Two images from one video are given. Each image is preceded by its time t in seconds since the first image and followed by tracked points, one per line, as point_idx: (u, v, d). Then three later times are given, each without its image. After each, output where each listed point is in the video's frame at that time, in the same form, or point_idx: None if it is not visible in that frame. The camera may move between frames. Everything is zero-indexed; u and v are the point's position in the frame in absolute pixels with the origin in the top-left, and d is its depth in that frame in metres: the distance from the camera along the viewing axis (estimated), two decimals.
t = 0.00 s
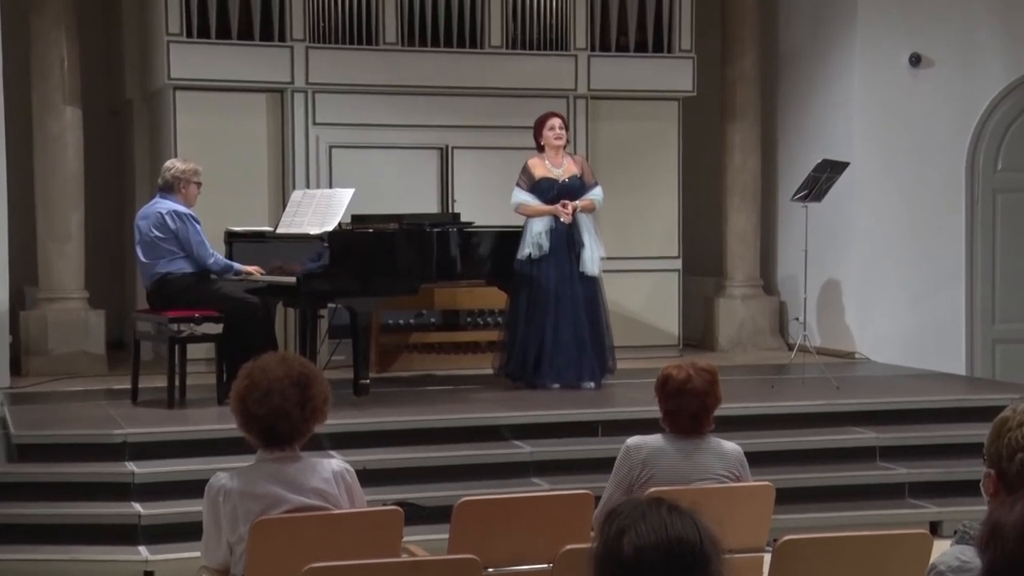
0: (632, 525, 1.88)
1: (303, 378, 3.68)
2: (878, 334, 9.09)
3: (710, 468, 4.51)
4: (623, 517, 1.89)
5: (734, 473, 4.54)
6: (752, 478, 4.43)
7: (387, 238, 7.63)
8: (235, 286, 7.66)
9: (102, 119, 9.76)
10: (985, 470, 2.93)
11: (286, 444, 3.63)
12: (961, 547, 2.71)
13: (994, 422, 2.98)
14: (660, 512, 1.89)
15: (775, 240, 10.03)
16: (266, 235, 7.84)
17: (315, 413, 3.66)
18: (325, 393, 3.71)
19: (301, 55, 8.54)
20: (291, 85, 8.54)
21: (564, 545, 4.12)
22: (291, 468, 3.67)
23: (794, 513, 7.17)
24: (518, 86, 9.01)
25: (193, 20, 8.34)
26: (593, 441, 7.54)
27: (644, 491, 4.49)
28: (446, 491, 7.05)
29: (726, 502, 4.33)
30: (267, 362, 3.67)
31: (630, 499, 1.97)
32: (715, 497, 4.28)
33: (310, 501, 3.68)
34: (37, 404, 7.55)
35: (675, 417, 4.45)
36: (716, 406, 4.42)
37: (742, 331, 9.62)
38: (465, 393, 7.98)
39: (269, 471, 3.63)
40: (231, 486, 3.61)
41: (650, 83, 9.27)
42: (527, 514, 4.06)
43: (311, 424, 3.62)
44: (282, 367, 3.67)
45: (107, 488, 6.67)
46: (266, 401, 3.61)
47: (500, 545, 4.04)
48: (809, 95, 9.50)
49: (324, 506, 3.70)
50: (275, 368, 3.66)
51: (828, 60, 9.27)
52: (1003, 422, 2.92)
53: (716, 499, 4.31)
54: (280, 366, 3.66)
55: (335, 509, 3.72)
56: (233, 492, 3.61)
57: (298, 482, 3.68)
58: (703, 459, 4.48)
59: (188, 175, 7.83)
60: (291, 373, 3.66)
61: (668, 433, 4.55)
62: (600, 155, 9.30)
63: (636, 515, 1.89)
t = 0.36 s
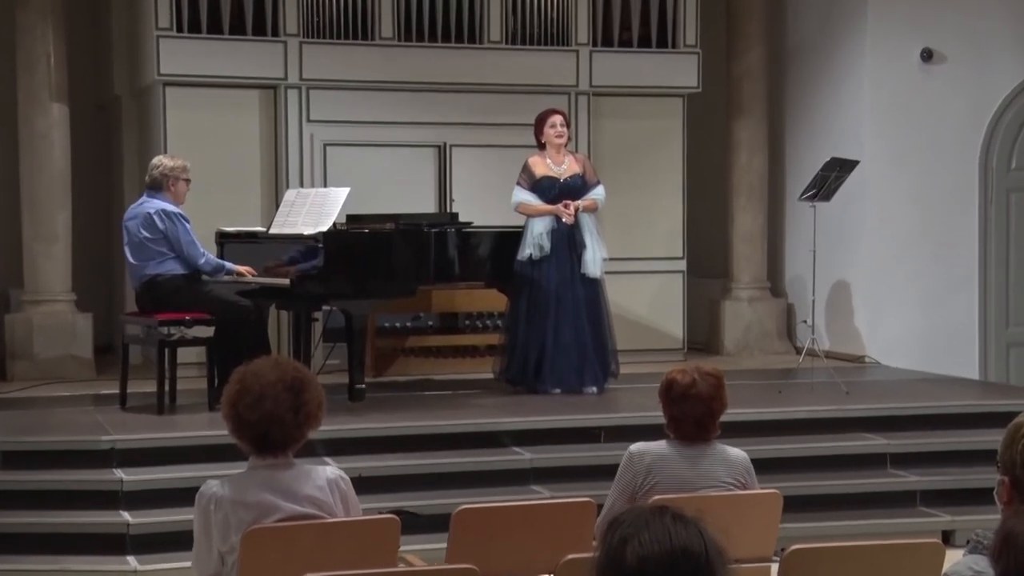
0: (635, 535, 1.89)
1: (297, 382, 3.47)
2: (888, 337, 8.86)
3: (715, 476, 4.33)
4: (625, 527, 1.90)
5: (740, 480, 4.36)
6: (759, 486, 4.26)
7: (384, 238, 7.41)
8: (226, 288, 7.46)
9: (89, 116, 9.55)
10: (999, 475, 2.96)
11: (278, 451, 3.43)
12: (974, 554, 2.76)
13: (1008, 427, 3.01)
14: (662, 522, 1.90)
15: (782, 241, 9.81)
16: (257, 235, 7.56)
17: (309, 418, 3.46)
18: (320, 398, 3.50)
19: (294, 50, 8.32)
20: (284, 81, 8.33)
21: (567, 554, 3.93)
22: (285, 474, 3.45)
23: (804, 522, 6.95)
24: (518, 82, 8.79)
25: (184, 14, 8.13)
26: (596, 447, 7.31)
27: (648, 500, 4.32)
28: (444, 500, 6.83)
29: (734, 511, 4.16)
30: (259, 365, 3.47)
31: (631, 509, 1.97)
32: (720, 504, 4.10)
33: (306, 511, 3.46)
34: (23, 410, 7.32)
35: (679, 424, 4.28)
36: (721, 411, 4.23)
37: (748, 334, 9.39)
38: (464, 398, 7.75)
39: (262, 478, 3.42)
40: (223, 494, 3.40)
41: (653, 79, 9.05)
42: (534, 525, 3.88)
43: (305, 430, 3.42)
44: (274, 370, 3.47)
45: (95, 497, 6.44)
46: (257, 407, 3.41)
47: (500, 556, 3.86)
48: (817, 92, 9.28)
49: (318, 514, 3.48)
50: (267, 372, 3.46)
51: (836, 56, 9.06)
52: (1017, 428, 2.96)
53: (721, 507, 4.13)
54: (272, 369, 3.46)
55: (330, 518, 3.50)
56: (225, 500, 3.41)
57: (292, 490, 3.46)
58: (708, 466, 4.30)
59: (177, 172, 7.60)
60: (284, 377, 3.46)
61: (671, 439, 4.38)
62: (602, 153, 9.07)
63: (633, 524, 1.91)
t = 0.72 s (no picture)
0: (639, 545, 1.75)
1: (291, 388, 3.25)
2: (899, 343, 8.64)
3: (722, 486, 4.18)
4: (629, 537, 1.76)
5: (747, 491, 4.20)
6: (765, 498, 4.08)
7: (380, 241, 7.22)
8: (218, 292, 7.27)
9: (76, 115, 9.35)
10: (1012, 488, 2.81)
11: (270, 461, 3.21)
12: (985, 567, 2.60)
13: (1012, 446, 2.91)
14: (670, 531, 1.76)
15: (790, 244, 9.59)
16: (250, 237, 7.45)
17: (303, 426, 3.25)
18: (314, 406, 3.29)
19: (288, 47, 8.12)
20: (277, 79, 8.12)
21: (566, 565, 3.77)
22: (278, 484, 3.23)
23: (814, 533, 6.72)
24: (518, 81, 8.58)
25: (174, 11, 7.92)
26: (598, 456, 7.09)
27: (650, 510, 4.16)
28: (441, 510, 6.61)
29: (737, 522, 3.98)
30: (251, 371, 3.24)
31: (635, 518, 1.84)
32: (725, 514, 3.92)
33: (300, 521, 3.25)
34: (7, 418, 7.11)
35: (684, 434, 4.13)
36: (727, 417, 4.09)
37: (754, 339, 9.18)
38: (463, 405, 7.54)
39: (255, 488, 3.20)
40: (215, 504, 3.17)
41: (657, 78, 8.84)
42: (539, 534, 3.73)
43: (299, 439, 3.21)
44: (267, 376, 3.25)
45: (81, 508, 6.22)
46: (249, 414, 3.19)
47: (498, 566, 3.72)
48: (825, 91, 9.07)
49: (313, 525, 3.28)
50: (260, 378, 3.23)
51: (845, 53, 8.84)
52: None
53: (726, 515, 3.95)
54: (266, 375, 3.23)
55: (325, 529, 3.30)
56: (215, 510, 3.19)
57: (285, 500, 3.24)
58: (713, 475, 4.15)
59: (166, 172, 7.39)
60: (278, 383, 3.23)
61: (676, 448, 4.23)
62: (605, 153, 8.85)
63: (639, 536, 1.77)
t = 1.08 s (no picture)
0: (642, 555, 1.83)
1: (284, 395, 3.14)
2: (909, 348, 8.44)
3: (730, 494, 4.03)
4: (632, 547, 1.83)
5: (755, 501, 4.05)
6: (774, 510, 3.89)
7: (376, 242, 7.00)
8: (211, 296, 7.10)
9: (64, 114, 9.18)
10: None
11: (264, 469, 3.10)
12: None
13: None
14: (673, 542, 1.83)
15: (798, 246, 9.38)
16: (243, 240, 7.18)
17: (297, 434, 3.14)
18: (308, 413, 3.18)
19: (281, 44, 7.92)
20: (270, 77, 7.92)
21: None
22: (272, 493, 3.12)
23: (824, 544, 6.51)
24: (518, 78, 8.38)
25: (164, 7, 7.72)
26: (601, 465, 6.89)
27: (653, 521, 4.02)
28: (439, 520, 6.40)
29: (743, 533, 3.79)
30: (244, 377, 3.14)
31: (640, 528, 1.90)
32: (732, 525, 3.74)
33: (293, 531, 3.11)
34: None
35: (688, 443, 3.99)
36: (735, 424, 3.96)
37: (760, 344, 8.98)
38: (461, 412, 7.33)
39: (248, 497, 3.08)
40: (205, 513, 3.06)
41: (660, 75, 8.63)
42: (539, 546, 3.55)
43: (293, 448, 3.09)
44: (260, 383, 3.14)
45: (67, 518, 6.01)
46: (243, 422, 3.09)
47: None
48: (833, 90, 8.87)
49: (308, 536, 3.14)
50: (253, 385, 3.13)
51: (854, 51, 8.64)
52: None
53: (733, 527, 3.77)
54: (259, 383, 3.13)
55: (321, 540, 3.17)
56: (207, 520, 3.07)
57: (279, 509, 3.11)
58: (717, 484, 4.02)
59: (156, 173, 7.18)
60: (273, 390, 3.13)
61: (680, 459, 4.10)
62: (607, 153, 8.66)
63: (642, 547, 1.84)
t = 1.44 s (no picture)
0: (647, 566, 1.80)
1: (277, 400, 3.12)
2: (921, 351, 8.24)
3: (735, 503, 3.86)
4: (636, 558, 1.81)
5: (762, 510, 3.88)
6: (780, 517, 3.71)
7: (372, 242, 6.79)
8: (203, 298, 6.93)
9: (51, 112, 9.01)
10: None
11: (257, 475, 3.08)
12: None
13: None
14: (679, 552, 1.81)
15: (806, 248, 9.17)
16: (234, 240, 6.96)
17: (291, 439, 3.12)
18: (302, 418, 3.16)
19: (275, 39, 7.73)
20: (264, 73, 7.72)
21: None
22: (264, 501, 3.08)
23: (835, 553, 6.30)
24: (518, 75, 8.19)
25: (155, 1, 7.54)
26: (604, 472, 6.68)
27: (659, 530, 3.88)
28: (437, 529, 6.19)
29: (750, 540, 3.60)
30: (235, 383, 3.11)
31: (642, 538, 1.88)
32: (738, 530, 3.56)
33: (286, 540, 3.08)
34: None
35: (693, 450, 3.87)
36: (740, 430, 3.84)
37: (767, 347, 8.78)
38: (460, 418, 7.13)
39: (240, 505, 3.05)
40: (197, 522, 3.02)
41: (664, 72, 8.44)
42: (535, 558, 3.42)
43: (287, 453, 3.08)
44: (252, 388, 3.11)
45: (54, 527, 5.81)
46: (235, 427, 3.07)
47: None
48: (841, 87, 8.68)
49: (300, 545, 3.10)
50: (244, 390, 3.10)
51: (863, 46, 8.45)
52: None
53: (739, 534, 3.58)
54: (251, 388, 3.10)
55: (314, 549, 3.12)
56: (198, 529, 3.03)
57: (272, 518, 3.08)
58: (726, 491, 3.87)
59: (146, 172, 7.00)
60: (265, 395, 3.10)
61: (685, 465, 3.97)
62: (609, 151, 8.46)
63: (645, 556, 1.82)
